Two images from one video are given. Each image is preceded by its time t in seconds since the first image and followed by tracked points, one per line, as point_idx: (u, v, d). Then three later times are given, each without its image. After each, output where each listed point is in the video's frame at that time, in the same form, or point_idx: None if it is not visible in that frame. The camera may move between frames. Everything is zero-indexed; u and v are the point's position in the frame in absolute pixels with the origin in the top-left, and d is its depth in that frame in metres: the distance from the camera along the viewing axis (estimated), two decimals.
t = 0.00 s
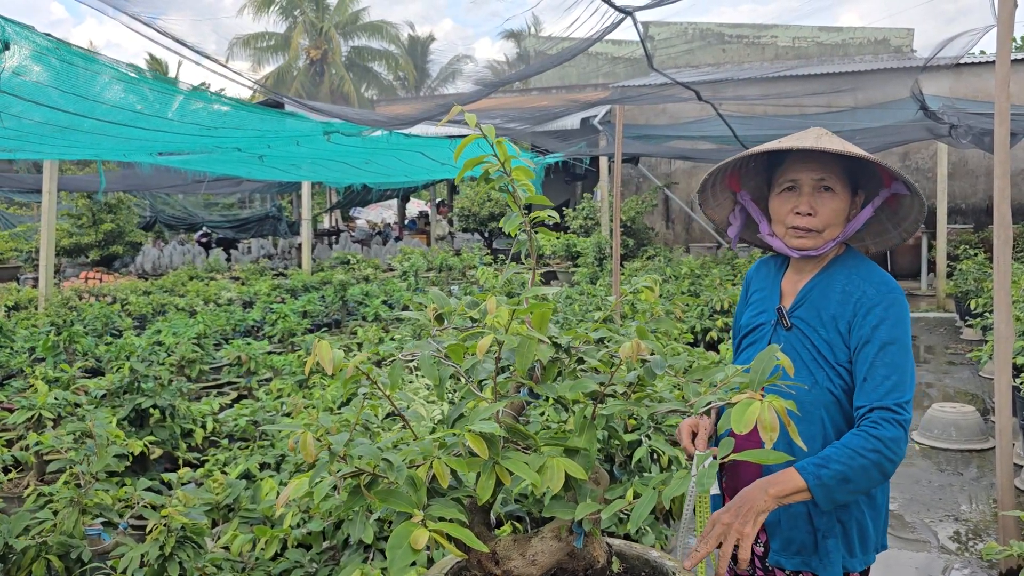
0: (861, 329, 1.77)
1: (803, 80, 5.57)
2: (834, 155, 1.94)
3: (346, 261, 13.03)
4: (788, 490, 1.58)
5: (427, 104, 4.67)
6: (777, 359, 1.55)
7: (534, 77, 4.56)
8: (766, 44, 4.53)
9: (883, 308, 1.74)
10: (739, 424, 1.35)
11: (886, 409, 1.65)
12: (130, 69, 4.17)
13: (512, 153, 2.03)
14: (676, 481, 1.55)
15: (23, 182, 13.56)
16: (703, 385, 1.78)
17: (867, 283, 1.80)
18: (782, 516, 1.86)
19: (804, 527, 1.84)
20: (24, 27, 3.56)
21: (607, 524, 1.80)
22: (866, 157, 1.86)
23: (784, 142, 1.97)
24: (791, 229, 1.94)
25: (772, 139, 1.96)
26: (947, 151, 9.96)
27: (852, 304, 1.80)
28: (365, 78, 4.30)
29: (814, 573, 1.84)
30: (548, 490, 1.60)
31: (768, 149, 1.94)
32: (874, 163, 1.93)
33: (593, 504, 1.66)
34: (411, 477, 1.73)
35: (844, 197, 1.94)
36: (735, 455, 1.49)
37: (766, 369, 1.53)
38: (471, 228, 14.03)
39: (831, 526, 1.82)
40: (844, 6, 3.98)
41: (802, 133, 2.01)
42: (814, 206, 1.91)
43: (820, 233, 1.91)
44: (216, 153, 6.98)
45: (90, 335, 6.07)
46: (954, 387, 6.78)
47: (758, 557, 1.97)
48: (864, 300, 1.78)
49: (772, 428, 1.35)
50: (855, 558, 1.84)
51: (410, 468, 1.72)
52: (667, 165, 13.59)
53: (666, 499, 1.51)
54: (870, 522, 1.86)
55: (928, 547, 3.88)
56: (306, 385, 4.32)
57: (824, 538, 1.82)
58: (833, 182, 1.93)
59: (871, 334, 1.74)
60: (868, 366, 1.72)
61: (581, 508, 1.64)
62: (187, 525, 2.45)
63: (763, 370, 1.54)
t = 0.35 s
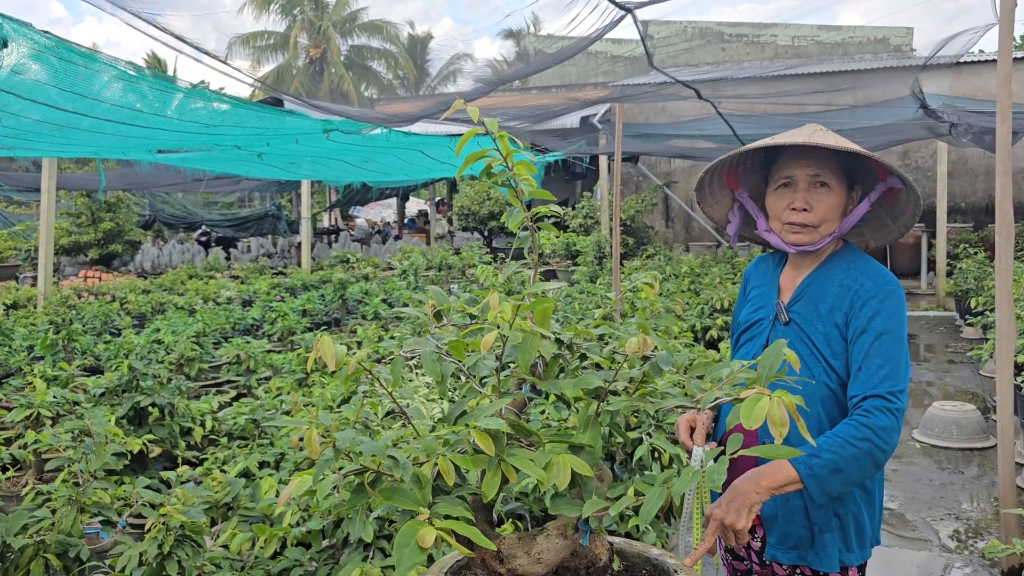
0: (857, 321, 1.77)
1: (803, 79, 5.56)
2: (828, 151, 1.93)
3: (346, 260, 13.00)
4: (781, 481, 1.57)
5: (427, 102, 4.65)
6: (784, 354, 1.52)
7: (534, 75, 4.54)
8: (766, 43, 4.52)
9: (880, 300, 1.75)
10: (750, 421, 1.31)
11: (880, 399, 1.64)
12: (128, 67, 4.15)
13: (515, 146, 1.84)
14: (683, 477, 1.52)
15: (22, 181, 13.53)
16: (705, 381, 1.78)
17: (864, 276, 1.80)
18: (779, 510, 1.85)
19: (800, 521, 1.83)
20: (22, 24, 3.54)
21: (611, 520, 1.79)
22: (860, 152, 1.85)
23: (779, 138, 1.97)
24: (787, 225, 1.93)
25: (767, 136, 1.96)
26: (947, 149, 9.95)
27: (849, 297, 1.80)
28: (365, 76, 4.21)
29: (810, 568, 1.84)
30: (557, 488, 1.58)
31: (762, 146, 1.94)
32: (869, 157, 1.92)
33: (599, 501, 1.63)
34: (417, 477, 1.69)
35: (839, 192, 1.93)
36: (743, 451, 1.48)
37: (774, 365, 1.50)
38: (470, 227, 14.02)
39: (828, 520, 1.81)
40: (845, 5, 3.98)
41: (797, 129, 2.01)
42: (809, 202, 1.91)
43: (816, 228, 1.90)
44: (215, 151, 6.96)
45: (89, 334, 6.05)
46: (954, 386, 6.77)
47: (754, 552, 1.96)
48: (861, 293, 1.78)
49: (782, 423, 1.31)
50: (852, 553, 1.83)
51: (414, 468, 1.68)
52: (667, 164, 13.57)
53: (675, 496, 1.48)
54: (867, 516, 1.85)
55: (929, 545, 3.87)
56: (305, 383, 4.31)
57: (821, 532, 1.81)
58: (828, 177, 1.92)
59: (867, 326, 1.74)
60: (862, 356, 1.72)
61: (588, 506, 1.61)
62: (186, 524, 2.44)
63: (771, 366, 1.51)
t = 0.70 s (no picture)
0: (854, 309, 1.76)
1: (802, 76, 5.55)
2: (821, 142, 1.93)
3: (344, 257, 13.00)
4: (779, 470, 1.59)
5: (427, 99, 4.63)
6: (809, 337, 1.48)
7: (534, 72, 4.53)
8: (765, 41, 4.52)
9: (876, 289, 1.74)
10: (783, 404, 1.27)
11: (878, 386, 1.64)
12: (127, 64, 4.13)
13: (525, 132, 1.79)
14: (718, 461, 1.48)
15: (20, 179, 13.51)
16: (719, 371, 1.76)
17: (861, 265, 1.80)
18: (782, 500, 1.84)
19: (804, 511, 1.82)
20: (21, 20, 3.54)
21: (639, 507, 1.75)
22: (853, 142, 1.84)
23: (772, 131, 1.96)
24: (783, 218, 1.93)
25: (760, 129, 1.95)
26: (945, 148, 9.96)
27: (846, 287, 1.80)
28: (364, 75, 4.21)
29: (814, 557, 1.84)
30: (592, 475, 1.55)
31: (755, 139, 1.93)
32: (861, 147, 1.92)
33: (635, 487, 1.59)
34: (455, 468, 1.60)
35: (834, 183, 1.92)
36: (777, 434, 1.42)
37: (799, 348, 1.46)
38: (469, 225, 14.01)
39: (832, 509, 1.81)
40: (845, 2, 3.98)
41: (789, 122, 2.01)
42: (804, 193, 1.90)
43: (811, 219, 1.90)
44: (214, 148, 6.94)
45: (87, 331, 6.05)
46: (954, 382, 6.78)
47: (756, 543, 1.96)
48: (857, 282, 1.78)
49: (816, 405, 1.28)
50: (855, 541, 1.85)
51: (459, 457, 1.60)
52: (666, 161, 13.57)
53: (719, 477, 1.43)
54: (869, 504, 1.87)
55: (929, 542, 3.87)
56: (305, 379, 4.30)
57: (825, 521, 1.81)
58: (822, 168, 1.92)
59: (863, 314, 1.74)
60: (858, 344, 1.71)
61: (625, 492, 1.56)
62: (186, 518, 2.44)
63: (797, 349, 1.46)
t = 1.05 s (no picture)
0: (850, 302, 1.78)
1: (799, 75, 5.56)
2: (816, 136, 1.93)
3: (340, 255, 12.99)
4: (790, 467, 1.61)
5: (423, 96, 4.60)
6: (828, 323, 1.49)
7: (530, 70, 4.52)
8: (761, 39, 4.53)
9: (874, 282, 1.76)
10: (826, 384, 1.29)
11: (876, 377, 1.68)
12: (125, 60, 4.12)
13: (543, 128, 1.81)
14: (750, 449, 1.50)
15: (15, 177, 13.47)
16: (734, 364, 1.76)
17: (858, 258, 1.82)
18: (787, 493, 1.85)
19: (809, 505, 1.83)
20: (19, 16, 3.52)
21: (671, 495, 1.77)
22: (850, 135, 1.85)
23: (768, 127, 1.97)
24: (780, 212, 1.93)
25: (756, 125, 1.96)
26: (942, 146, 9.98)
27: (844, 280, 1.81)
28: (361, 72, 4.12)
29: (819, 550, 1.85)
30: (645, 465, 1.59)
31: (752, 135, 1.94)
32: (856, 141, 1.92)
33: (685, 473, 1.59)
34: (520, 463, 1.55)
35: (830, 177, 1.93)
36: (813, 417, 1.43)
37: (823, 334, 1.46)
38: (465, 223, 14.00)
39: (837, 502, 1.82)
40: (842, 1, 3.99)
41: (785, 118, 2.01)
42: (800, 187, 1.91)
43: (809, 214, 1.90)
44: (211, 146, 6.93)
45: (84, 329, 6.03)
46: (950, 380, 6.80)
47: (760, 537, 1.96)
48: (854, 274, 1.80)
49: (851, 385, 1.31)
50: (859, 533, 1.85)
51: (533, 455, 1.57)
52: (662, 160, 13.59)
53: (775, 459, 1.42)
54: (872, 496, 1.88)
55: (927, 539, 3.88)
56: (303, 377, 4.30)
57: (831, 514, 1.82)
58: (818, 162, 1.92)
59: (860, 305, 1.76)
60: (854, 336, 1.74)
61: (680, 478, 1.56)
62: (186, 514, 2.44)
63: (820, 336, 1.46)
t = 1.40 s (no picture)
0: (841, 301, 1.79)
1: (795, 74, 5.58)
2: (819, 135, 1.94)
3: (335, 254, 12.98)
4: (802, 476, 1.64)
5: (419, 94, 4.59)
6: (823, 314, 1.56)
7: (526, 68, 4.51)
8: (757, 37, 4.53)
9: (868, 281, 1.77)
10: (844, 367, 1.37)
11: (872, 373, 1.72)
12: (120, 58, 4.11)
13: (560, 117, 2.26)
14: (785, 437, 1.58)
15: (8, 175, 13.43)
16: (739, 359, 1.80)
17: (854, 257, 1.82)
18: (789, 492, 1.86)
19: (811, 503, 1.84)
20: (14, 15, 3.52)
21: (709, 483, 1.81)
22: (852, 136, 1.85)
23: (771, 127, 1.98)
24: (781, 211, 1.94)
25: (760, 124, 1.96)
26: (936, 145, 10.01)
27: (841, 279, 1.82)
28: (356, 71, 4.11)
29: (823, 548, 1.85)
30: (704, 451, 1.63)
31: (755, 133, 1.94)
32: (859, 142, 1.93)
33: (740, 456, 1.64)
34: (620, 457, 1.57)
35: (832, 177, 1.93)
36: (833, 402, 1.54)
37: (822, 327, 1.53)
38: (461, 222, 13.98)
39: (838, 499, 1.82)
40: None
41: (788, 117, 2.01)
42: (802, 187, 1.91)
43: (810, 213, 1.91)
44: (206, 144, 6.92)
45: (79, 327, 6.02)
46: (945, 378, 6.82)
47: (763, 536, 1.98)
48: (849, 274, 1.81)
49: (860, 364, 1.39)
50: (862, 530, 1.86)
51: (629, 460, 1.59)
52: (658, 158, 13.61)
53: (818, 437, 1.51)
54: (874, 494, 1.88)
55: (922, 537, 3.90)
56: (300, 376, 4.29)
57: (832, 511, 1.83)
58: (820, 163, 1.93)
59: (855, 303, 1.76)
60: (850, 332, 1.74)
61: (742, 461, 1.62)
62: (183, 514, 2.43)
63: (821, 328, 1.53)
